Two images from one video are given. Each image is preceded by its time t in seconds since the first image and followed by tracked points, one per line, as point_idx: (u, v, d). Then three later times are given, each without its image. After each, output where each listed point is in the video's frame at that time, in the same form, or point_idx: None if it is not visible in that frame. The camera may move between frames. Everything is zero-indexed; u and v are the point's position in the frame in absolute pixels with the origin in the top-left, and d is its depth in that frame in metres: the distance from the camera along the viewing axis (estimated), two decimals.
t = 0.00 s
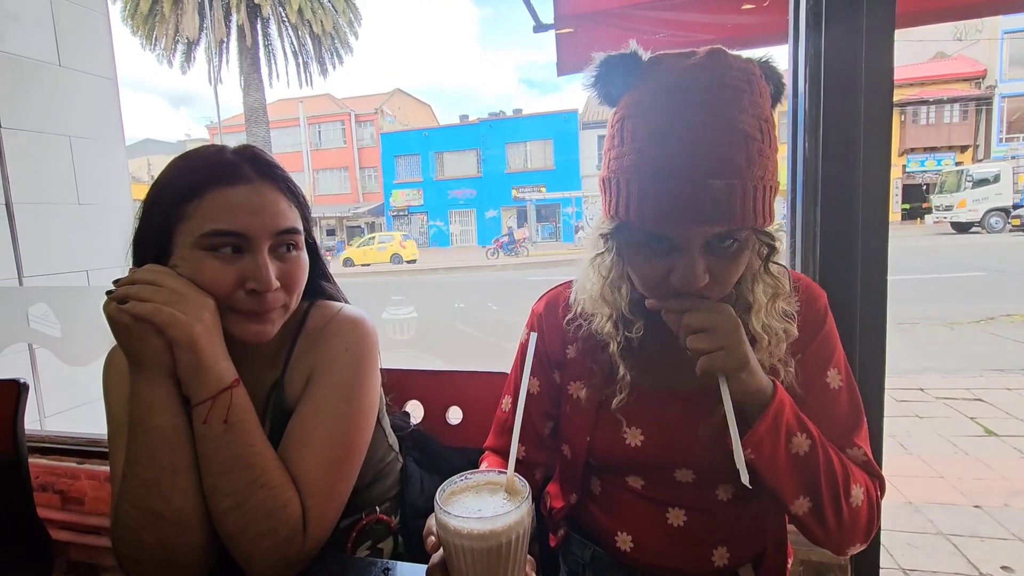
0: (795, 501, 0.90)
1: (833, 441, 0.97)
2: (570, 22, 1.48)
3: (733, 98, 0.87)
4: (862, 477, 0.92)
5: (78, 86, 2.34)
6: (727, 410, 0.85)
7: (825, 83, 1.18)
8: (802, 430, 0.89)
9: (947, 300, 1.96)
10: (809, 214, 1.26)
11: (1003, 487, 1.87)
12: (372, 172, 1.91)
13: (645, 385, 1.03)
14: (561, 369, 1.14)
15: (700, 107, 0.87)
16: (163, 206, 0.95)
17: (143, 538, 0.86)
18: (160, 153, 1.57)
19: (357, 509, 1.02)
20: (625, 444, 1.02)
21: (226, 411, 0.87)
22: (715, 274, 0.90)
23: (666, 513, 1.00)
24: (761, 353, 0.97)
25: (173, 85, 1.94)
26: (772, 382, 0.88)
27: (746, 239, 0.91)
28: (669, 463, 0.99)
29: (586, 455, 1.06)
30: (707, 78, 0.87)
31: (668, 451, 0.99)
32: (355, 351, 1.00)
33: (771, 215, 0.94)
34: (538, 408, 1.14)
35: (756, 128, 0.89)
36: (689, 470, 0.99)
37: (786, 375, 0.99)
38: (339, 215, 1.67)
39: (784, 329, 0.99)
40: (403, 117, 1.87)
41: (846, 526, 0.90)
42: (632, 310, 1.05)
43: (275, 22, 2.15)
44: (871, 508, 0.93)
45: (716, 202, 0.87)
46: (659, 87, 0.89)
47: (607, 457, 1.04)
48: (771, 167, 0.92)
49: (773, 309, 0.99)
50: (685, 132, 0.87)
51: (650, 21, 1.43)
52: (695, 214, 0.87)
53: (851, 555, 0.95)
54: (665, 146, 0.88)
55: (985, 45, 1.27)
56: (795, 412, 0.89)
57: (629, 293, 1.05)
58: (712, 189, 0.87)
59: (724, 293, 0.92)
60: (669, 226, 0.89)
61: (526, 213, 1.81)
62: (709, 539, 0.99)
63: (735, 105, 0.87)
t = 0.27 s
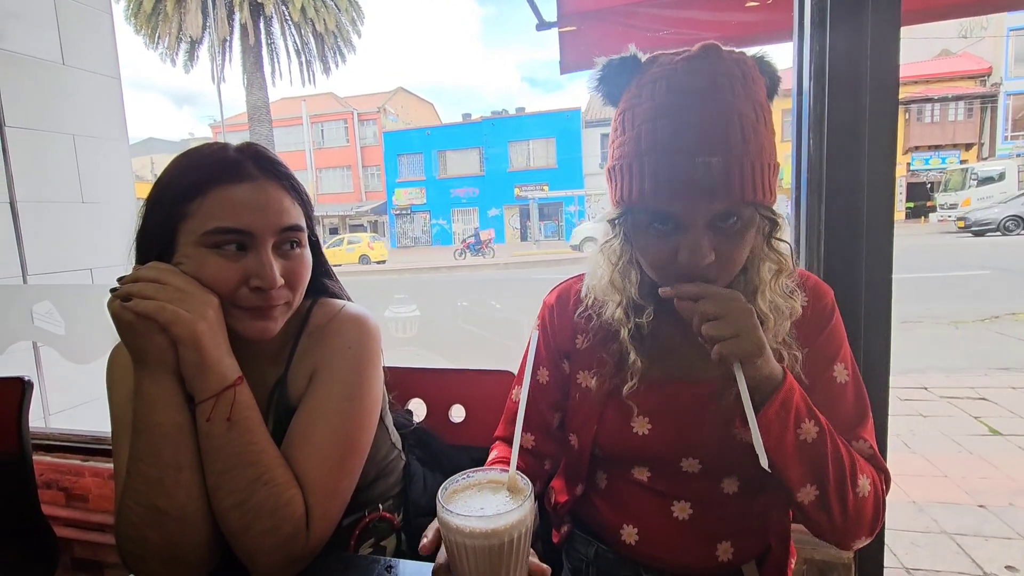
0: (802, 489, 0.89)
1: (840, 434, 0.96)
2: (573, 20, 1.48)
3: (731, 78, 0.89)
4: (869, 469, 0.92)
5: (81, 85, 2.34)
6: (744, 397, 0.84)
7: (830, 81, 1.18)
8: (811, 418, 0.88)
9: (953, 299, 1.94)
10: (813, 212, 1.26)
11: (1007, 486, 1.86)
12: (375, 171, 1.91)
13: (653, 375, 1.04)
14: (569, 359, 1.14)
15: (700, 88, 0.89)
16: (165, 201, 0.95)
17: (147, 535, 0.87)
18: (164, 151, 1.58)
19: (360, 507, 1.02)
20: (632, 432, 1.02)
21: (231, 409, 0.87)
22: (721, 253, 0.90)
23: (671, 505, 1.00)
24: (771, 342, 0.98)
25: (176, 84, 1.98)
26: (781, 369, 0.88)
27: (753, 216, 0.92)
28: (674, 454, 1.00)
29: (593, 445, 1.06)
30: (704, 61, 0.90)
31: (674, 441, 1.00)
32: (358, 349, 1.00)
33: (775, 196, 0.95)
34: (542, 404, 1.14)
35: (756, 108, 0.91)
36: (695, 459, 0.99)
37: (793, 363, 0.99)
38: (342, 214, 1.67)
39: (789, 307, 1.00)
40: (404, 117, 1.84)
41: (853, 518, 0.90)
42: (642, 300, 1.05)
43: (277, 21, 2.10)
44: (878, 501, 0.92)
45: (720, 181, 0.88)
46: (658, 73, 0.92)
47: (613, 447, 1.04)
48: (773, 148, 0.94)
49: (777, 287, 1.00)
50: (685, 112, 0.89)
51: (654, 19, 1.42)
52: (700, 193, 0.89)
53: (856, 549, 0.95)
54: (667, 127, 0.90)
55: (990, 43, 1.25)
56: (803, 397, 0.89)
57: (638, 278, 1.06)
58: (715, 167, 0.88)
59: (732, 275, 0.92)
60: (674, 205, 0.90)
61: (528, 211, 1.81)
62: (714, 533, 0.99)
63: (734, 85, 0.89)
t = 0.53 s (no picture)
0: (810, 485, 0.89)
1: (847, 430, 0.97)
2: (573, 19, 1.50)
3: (726, 76, 0.90)
4: (872, 466, 0.93)
5: (82, 84, 2.35)
6: (766, 400, 0.81)
7: (830, 81, 1.18)
8: (823, 416, 0.88)
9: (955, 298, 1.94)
10: (814, 211, 1.26)
11: (1009, 486, 1.84)
12: (376, 169, 1.93)
13: (660, 367, 1.05)
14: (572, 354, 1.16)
15: (695, 86, 0.90)
16: (165, 201, 0.95)
17: (148, 534, 0.87)
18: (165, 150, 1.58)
19: (361, 507, 1.02)
20: (637, 419, 1.03)
21: (231, 408, 0.87)
22: (718, 247, 0.90)
23: (676, 498, 1.00)
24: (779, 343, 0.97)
25: (176, 83, 1.98)
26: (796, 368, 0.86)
27: (750, 211, 0.92)
28: (679, 443, 1.00)
29: (598, 433, 1.06)
30: (699, 60, 0.91)
31: (679, 432, 1.00)
32: (358, 348, 1.01)
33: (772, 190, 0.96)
34: (544, 397, 1.16)
35: (752, 105, 0.92)
36: (700, 450, 0.99)
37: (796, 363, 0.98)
38: (342, 213, 1.67)
39: (789, 298, 1.00)
40: (404, 116, 1.84)
41: (856, 513, 0.91)
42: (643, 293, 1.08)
43: (278, 21, 2.08)
44: (880, 496, 0.93)
45: (714, 175, 0.89)
46: (653, 74, 0.94)
47: (618, 437, 1.04)
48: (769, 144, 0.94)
49: (774, 279, 1.00)
50: (680, 110, 0.90)
51: (654, 17, 1.42)
52: (694, 188, 0.89)
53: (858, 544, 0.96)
54: (663, 126, 0.91)
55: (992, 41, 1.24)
56: (815, 397, 0.88)
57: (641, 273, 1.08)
58: (709, 163, 0.89)
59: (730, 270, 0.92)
60: (670, 202, 0.91)
61: (529, 210, 1.80)
62: (717, 527, 0.99)
63: (729, 83, 0.90)
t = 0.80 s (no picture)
0: (812, 480, 0.89)
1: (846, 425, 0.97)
2: (572, 18, 1.51)
3: (723, 75, 0.91)
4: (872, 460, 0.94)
5: (80, 84, 2.34)
6: (769, 395, 0.81)
7: (829, 80, 1.18)
8: (822, 411, 0.89)
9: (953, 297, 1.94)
10: (813, 210, 1.26)
11: (1008, 485, 1.85)
12: (375, 169, 1.90)
13: (660, 362, 1.05)
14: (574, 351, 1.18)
15: (692, 84, 0.91)
16: (163, 198, 0.95)
17: (147, 534, 0.87)
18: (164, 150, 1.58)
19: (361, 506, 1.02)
20: (639, 416, 1.02)
21: (231, 407, 0.87)
22: (713, 242, 0.90)
23: (676, 496, 1.00)
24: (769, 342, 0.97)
25: (175, 83, 1.98)
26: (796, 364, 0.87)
27: (746, 208, 0.92)
28: (681, 438, 1.00)
29: (599, 429, 1.07)
30: (695, 59, 0.92)
31: (681, 427, 1.00)
32: (358, 346, 1.01)
33: (767, 189, 0.96)
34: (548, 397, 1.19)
35: (748, 105, 0.93)
36: (701, 446, 0.99)
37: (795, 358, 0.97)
38: (341, 213, 1.67)
39: (783, 291, 1.01)
40: (404, 115, 1.83)
41: (856, 507, 0.91)
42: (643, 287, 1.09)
43: (277, 20, 2.14)
44: (880, 492, 0.94)
45: (709, 170, 0.89)
46: (651, 72, 0.95)
47: (619, 434, 1.04)
48: (762, 141, 0.94)
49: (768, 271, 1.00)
50: (677, 106, 0.91)
51: (654, 16, 1.42)
52: (689, 183, 0.89)
53: (859, 539, 0.96)
54: (659, 122, 0.92)
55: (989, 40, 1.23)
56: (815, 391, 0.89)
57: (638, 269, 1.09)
58: (702, 159, 0.89)
59: (725, 265, 0.92)
60: (665, 197, 0.91)
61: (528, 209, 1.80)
62: (716, 525, 0.99)
63: (726, 81, 0.91)
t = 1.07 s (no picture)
0: (810, 497, 0.93)
1: (841, 430, 0.99)
2: (571, 17, 1.58)
3: (715, 72, 0.91)
4: (871, 467, 0.95)
5: (78, 83, 2.34)
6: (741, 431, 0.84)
7: (826, 80, 1.18)
8: (814, 434, 0.90)
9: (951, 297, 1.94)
10: (811, 210, 1.26)
11: (1005, 485, 1.90)
12: (373, 169, 1.84)
13: (655, 361, 1.06)
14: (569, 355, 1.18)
15: (680, 84, 0.91)
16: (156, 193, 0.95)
17: (145, 535, 0.87)
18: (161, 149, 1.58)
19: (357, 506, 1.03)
20: (632, 415, 1.05)
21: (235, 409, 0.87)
22: (704, 240, 0.93)
23: (669, 496, 1.03)
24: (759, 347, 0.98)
25: (177, 83, 1.99)
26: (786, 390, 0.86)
27: (739, 208, 0.93)
28: (676, 437, 1.03)
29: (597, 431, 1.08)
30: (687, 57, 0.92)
31: (675, 426, 1.03)
32: (356, 340, 1.01)
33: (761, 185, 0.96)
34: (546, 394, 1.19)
35: (741, 103, 0.92)
36: (694, 447, 1.01)
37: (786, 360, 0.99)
38: (340, 213, 1.68)
39: (776, 290, 1.01)
40: (403, 115, 1.82)
41: (853, 513, 0.95)
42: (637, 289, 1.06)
43: (274, 19, 2.15)
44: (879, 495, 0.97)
45: (700, 169, 0.90)
46: (640, 73, 0.94)
47: (613, 434, 1.07)
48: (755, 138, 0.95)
49: (762, 271, 0.99)
50: (666, 108, 0.91)
51: (652, 16, 1.44)
52: (680, 182, 0.91)
53: (860, 537, 1.00)
54: (647, 123, 0.92)
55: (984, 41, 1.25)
56: (806, 417, 0.90)
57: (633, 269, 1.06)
58: (693, 157, 0.90)
59: (716, 262, 0.95)
60: (654, 199, 0.93)
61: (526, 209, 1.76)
62: (710, 524, 1.01)
63: (717, 78, 0.91)
